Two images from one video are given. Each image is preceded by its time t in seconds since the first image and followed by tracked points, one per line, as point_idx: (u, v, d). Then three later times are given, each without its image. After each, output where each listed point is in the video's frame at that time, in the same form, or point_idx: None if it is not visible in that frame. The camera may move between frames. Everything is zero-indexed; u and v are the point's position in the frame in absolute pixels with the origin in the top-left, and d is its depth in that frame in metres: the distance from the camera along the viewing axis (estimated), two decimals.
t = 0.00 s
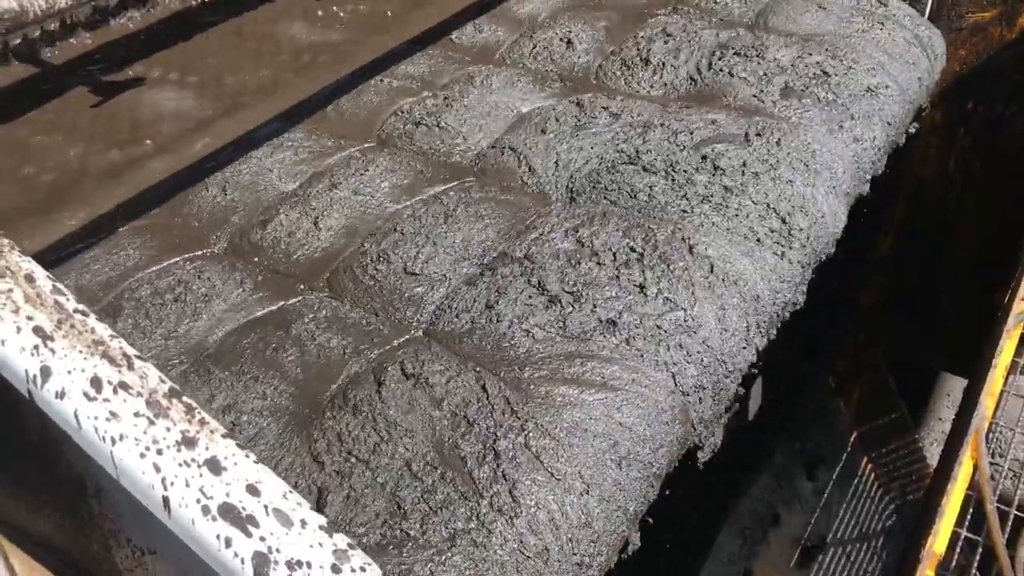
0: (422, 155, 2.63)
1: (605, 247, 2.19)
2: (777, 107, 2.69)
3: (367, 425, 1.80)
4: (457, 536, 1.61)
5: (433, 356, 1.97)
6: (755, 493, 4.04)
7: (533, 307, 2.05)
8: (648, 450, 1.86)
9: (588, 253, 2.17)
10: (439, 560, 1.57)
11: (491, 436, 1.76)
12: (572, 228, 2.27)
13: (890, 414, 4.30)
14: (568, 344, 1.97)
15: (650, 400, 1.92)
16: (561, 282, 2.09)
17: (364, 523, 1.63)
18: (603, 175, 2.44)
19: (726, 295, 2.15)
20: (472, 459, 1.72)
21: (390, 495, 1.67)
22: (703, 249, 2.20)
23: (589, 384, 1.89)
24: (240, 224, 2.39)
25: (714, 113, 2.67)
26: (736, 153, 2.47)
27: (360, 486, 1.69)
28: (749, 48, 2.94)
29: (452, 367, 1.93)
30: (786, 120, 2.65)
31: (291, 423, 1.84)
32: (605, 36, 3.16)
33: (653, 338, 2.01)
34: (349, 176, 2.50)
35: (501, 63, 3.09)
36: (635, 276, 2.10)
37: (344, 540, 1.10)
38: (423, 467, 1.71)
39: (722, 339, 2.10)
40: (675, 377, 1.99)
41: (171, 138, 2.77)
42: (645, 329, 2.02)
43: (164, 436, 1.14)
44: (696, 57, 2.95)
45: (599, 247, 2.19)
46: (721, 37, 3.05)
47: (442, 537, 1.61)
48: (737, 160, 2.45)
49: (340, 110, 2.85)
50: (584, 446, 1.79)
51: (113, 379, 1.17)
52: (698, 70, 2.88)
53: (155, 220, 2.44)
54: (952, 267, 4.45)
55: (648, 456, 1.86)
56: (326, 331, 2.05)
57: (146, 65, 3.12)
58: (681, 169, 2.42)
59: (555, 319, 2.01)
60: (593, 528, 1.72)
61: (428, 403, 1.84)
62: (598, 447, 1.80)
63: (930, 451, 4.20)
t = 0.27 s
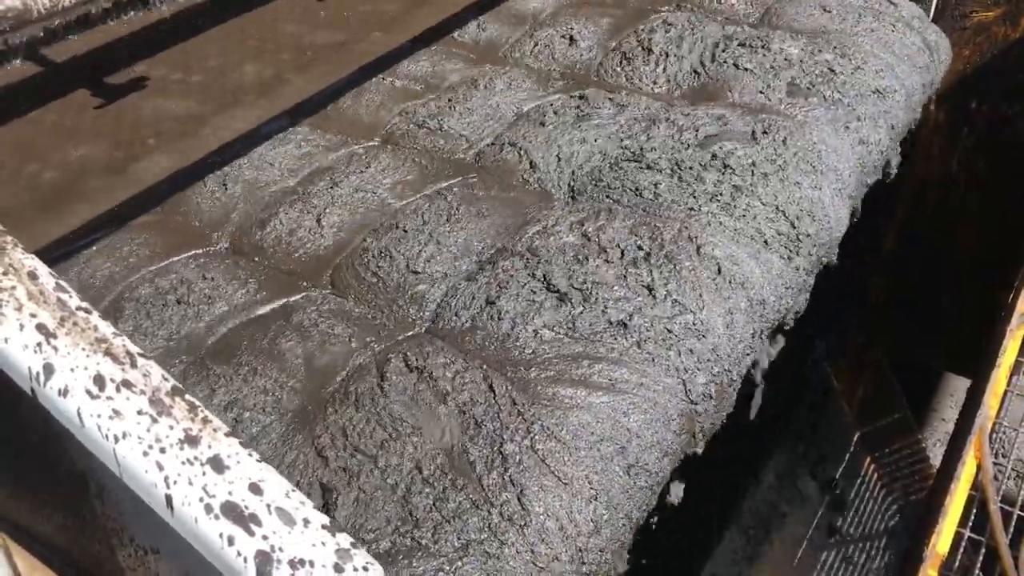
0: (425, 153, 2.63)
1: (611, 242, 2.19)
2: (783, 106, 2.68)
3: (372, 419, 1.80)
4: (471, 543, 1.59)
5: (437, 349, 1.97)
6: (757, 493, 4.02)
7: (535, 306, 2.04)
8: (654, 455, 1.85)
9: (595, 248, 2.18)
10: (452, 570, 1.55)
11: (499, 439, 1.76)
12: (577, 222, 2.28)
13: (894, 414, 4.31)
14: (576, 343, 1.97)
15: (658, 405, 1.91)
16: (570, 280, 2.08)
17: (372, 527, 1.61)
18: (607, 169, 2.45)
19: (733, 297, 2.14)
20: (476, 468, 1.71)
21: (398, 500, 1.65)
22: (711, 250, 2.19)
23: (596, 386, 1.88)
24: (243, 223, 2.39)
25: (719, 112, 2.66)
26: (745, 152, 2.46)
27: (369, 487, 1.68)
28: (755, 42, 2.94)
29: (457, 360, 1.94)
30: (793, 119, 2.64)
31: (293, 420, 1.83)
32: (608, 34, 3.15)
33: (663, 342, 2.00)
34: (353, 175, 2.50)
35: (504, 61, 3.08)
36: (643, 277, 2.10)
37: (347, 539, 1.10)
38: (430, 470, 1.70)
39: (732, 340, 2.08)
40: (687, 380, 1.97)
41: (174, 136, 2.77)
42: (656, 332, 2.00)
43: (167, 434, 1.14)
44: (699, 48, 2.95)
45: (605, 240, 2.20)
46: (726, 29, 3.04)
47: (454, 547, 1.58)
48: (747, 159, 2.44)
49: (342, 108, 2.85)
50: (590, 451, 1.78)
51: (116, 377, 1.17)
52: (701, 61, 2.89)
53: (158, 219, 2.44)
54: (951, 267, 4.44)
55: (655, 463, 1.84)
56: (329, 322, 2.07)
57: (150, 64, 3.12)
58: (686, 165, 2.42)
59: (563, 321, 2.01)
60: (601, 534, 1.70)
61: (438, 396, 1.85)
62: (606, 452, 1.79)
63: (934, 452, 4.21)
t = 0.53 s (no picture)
0: (428, 154, 2.63)
1: (616, 243, 2.19)
2: (788, 108, 2.68)
3: (376, 430, 1.79)
4: (484, 556, 1.59)
5: (438, 352, 1.97)
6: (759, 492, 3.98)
7: (536, 308, 2.04)
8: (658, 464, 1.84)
9: (599, 251, 2.18)
10: None
11: (505, 446, 1.75)
12: (581, 225, 2.28)
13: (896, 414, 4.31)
14: (584, 347, 1.97)
15: (665, 413, 1.91)
16: (576, 284, 2.08)
17: (381, 534, 1.60)
18: (607, 169, 2.45)
19: (740, 302, 2.14)
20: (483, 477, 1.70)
21: (410, 509, 1.64)
22: (717, 255, 2.19)
23: (603, 392, 1.89)
24: (245, 224, 2.39)
25: (723, 112, 2.66)
26: (751, 158, 2.45)
27: (376, 494, 1.66)
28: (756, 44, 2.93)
29: (459, 364, 1.93)
30: (798, 121, 2.64)
31: (296, 421, 1.84)
32: (610, 35, 3.15)
33: (673, 349, 2.00)
34: (354, 175, 2.51)
35: (506, 62, 3.08)
36: (649, 281, 2.10)
37: (348, 541, 1.11)
38: (440, 478, 1.69)
39: (740, 346, 2.10)
40: (694, 385, 1.98)
41: (177, 136, 2.78)
42: (666, 339, 2.01)
43: (170, 437, 1.14)
44: (700, 50, 2.94)
45: (609, 243, 2.19)
46: (727, 31, 3.04)
47: (467, 558, 1.58)
48: (754, 165, 2.43)
49: (344, 108, 2.85)
50: (598, 457, 1.78)
51: (119, 380, 1.18)
52: (703, 64, 2.88)
53: (161, 220, 2.44)
54: (952, 268, 4.41)
55: (660, 472, 1.84)
56: (334, 323, 2.07)
57: (152, 64, 3.12)
58: (691, 169, 2.41)
59: (571, 324, 2.01)
60: (607, 541, 1.71)
61: (440, 403, 1.83)
62: (613, 459, 1.79)
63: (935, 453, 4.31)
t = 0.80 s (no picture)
0: (430, 157, 2.64)
1: (618, 252, 2.19)
2: (790, 112, 2.68)
3: (381, 428, 1.78)
4: (497, 568, 1.60)
5: (438, 350, 1.97)
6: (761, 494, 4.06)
7: (537, 317, 2.04)
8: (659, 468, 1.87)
9: (602, 260, 2.18)
10: None
11: (510, 452, 1.75)
12: (584, 231, 2.28)
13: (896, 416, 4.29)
14: (590, 352, 1.97)
15: (669, 420, 1.93)
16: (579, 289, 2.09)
17: (392, 546, 1.60)
18: (608, 180, 2.44)
19: (743, 307, 2.16)
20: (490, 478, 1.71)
21: (421, 520, 1.63)
22: (720, 258, 2.21)
23: (608, 396, 1.90)
24: (247, 227, 2.40)
25: (724, 117, 2.66)
26: (755, 163, 2.46)
27: (385, 500, 1.66)
28: (756, 50, 2.94)
29: (463, 363, 1.93)
30: (800, 125, 2.64)
31: (298, 422, 1.84)
32: (611, 38, 3.15)
33: (681, 356, 2.02)
34: (355, 177, 2.51)
35: (507, 65, 3.09)
36: (653, 285, 2.11)
37: (350, 541, 1.11)
38: (448, 484, 1.69)
39: (743, 352, 2.12)
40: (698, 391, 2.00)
41: (178, 138, 2.79)
42: (674, 345, 2.03)
43: (172, 438, 1.15)
44: (700, 58, 2.94)
45: (611, 252, 2.20)
46: (726, 38, 3.05)
47: (475, 569, 1.59)
48: (757, 170, 2.44)
49: (345, 112, 2.86)
50: (601, 462, 1.80)
51: (121, 381, 1.18)
52: (704, 73, 2.88)
53: (162, 221, 2.44)
54: (951, 268, 4.41)
55: (663, 482, 1.87)
56: (337, 330, 2.06)
57: (154, 67, 3.13)
58: (693, 175, 2.42)
59: (576, 330, 2.01)
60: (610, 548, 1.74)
61: (447, 403, 1.83)
62: (615, 464, 1.81)
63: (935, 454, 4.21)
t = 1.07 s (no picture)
0: (430, 154, 2.63)
1: (622, 246, 2.19)
2: (793, 108, 2.67)
3: (385, 431, 1.78)
4: None
5: (439, 355, 1.96)
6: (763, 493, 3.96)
7: (535, 312, 2.03)
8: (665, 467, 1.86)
9: (606, 253, 2.17)
10: None
11: (513, 452, 1.74)
12: (585, 227, 2.27)
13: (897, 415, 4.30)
14: (597, 349, 1.96)
15: (673, 423, 1.91)
16: (586, 287, 2.07)
17: (398, 548, 1.59)
18: (606, 172, 2.44)
19: (746, 308, 2.15)
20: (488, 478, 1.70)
21: (428, 521, 1.63)
22: (725, 256, 2.19)
23: (614, 396, 1.88)
24: (246, 224, 2.39)
25: (726, 112, 2.65)
26: (761, 161, 2.44)
27: (389, 503, 1.65)
28: (757, 41, 2.93)
29: (464, 364, 1.93)
30: (802, 121, 2.63)
31: (297, 420, 1.84)
32: (611, 33, 3.15)
33: (689, 359, 2.01)
34: (353, 172, 2.51)
35: (506, 61, 3.09)
36: (659, 283, 2.10)
37: (349, 535, 1.10)
38: (453, 488, 1.68)
39: (745, 354, 2.10)
40: (701, 392, 1.99)
41: (178, 135, 2.78)
42: (682, 347, 2.01)
43: (170, 431, 1.14)
44: (700, 49, 2.94)
45: (614, 245, 2.19)
46: (727, 30, 3.04)
47: None
48: (764, 168, 2.42)
49: (344, 108, 2.85)
50: (605, 463, 1.79)
51: (119, 374, 1.17)
52: (704, 63, 2.88)
53: (161, 220, 2.44)
54: (952, 268, 4.41)
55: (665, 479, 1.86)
56: (337, 325, 2.06)
57: (153, 64, 3.12)
58: (697, 169, 2.40)
59: (584, 327, 2.00)
60: (614, 550, 1.73)
61: (456, 399, 1.84)
62: (620, 465, 1.80)
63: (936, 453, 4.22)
